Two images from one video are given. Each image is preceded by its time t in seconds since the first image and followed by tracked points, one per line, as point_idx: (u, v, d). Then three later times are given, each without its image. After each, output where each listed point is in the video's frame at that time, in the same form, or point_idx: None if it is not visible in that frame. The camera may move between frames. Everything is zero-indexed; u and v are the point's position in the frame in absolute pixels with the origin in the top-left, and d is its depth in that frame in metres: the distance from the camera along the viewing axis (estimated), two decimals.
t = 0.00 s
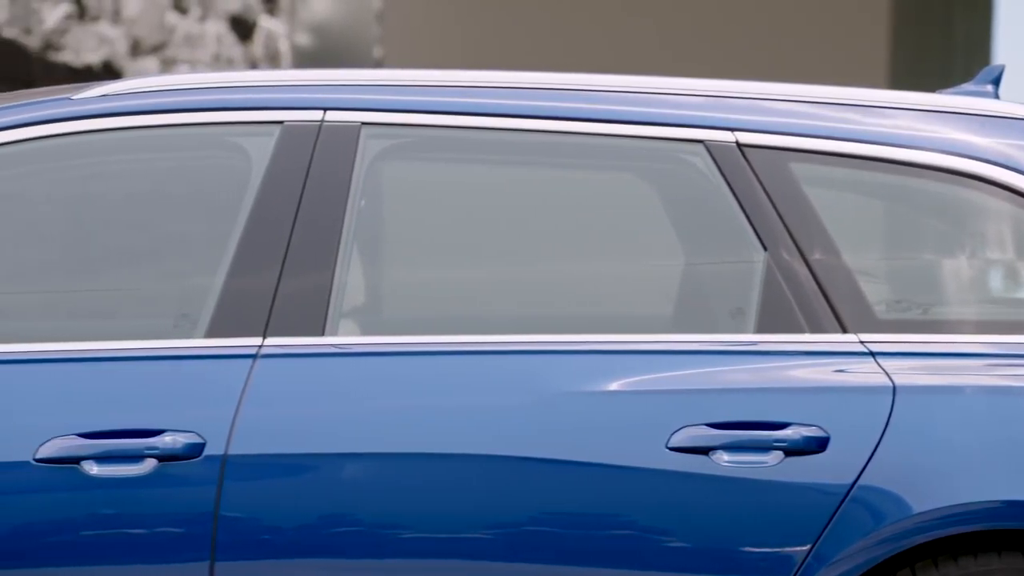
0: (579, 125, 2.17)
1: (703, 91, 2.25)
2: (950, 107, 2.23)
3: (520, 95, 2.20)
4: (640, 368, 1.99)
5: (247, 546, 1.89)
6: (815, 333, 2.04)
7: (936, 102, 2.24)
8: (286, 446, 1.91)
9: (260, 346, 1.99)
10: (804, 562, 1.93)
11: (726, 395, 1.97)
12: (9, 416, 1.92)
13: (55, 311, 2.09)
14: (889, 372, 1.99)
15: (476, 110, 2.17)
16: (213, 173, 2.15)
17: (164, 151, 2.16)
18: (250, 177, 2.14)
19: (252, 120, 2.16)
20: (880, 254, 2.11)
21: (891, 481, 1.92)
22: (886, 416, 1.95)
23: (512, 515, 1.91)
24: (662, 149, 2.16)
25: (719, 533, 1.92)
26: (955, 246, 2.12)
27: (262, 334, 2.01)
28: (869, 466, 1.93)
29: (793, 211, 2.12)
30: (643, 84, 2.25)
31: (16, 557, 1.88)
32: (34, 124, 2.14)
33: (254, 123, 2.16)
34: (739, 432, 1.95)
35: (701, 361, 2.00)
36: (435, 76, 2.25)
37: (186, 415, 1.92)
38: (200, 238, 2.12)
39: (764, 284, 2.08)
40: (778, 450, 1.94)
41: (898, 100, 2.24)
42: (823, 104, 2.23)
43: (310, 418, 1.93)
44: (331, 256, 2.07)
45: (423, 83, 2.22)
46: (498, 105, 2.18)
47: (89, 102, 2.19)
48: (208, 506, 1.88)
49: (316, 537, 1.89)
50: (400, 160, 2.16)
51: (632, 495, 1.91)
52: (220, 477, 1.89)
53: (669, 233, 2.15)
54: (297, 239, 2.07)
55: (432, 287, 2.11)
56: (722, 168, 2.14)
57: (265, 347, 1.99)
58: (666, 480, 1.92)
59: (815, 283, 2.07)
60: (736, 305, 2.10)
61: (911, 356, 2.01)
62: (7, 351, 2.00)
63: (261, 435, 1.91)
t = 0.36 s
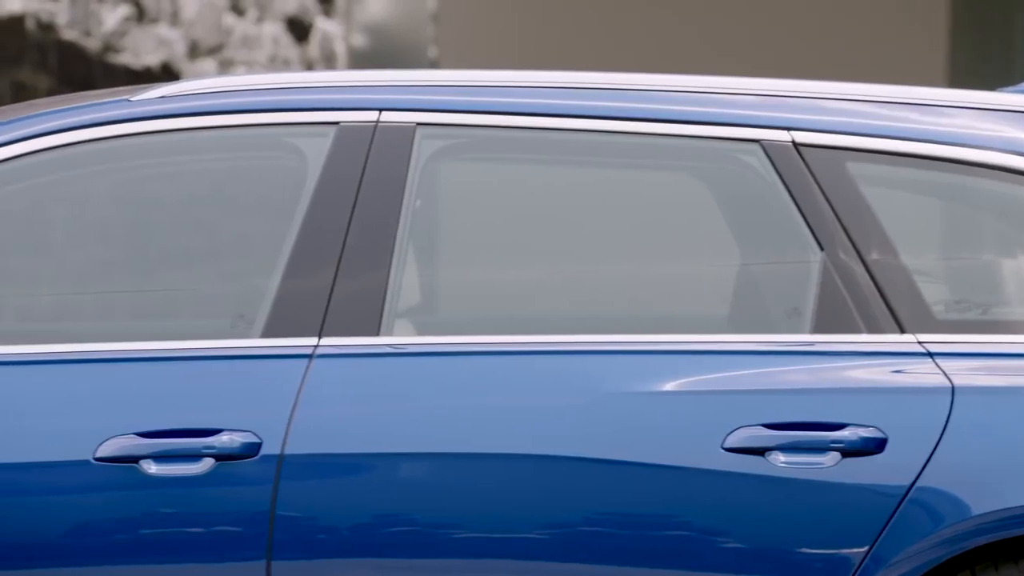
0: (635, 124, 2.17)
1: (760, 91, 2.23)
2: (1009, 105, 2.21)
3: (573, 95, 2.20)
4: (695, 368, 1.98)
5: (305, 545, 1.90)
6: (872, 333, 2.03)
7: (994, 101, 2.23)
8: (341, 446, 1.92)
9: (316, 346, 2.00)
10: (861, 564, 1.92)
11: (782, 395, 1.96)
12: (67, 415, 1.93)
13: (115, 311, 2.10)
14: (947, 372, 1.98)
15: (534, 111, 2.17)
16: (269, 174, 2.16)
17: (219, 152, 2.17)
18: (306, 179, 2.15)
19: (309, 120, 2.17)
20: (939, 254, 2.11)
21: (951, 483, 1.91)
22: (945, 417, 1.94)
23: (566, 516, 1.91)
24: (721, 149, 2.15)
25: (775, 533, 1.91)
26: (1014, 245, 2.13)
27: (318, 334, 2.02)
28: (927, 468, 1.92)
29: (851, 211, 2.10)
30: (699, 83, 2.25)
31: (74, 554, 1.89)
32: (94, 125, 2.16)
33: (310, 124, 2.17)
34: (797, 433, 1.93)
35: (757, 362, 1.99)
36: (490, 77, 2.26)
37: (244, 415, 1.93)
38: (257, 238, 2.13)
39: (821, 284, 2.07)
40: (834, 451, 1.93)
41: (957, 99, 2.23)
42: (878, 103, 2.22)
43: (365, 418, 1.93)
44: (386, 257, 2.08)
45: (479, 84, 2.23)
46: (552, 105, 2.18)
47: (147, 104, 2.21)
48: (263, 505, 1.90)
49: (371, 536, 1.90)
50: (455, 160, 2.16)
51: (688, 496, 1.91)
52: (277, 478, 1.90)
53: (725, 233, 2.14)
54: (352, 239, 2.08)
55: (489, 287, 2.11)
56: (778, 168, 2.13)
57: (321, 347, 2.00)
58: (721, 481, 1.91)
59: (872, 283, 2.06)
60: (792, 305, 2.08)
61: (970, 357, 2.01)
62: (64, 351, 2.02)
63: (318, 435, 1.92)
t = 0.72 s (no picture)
0: (694, 124, 2.16)
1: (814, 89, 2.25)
2: None
3: (631, 95, 2.20)
4: (753, 368, 1.97)
5: (364, 545, 1.90)
6: (932, 333, 2.03)
7: None
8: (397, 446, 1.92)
9: (372, 347, 2.00)
10: (921, 565, 1.90)
11: (841, 396, 1.95)
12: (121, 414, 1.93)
13: (175, 310, 2.12)
14: (1008, 373, 1.97)
15: (590, 111, 2.17)
16: (326, 176, 2.17)
17: (277, 153, 2.18)
18: (362, 179, 2.16)
19: (365, 120, 2.17)
20: (998, 253, 2.11)
21: (1013, 487, 1.90)
22: (1005, 419, 1.93)
23: (624, 516, 1.90)
24: (779, 149, 2.15)
25: (834, 535, 1.90)
26: None
27: (374, 334, 2.02)
28: (987, 471, 1.90)
29: (910, 212, 2.10)
30: (755, 82, 2.25)
31: (131, 553, 1.89)
32: (151, 126, 2.17)
33: (367, 125, 2.17)
34: (856, 434, 1.92)
35: (816, 362, 1.98)
36: (546, 77, 2.27)
37: (300, 414, 1.93)
38: (315, 238, 2.14)
39: (878, 284, 2.08)
40: (893, 452, 1.91)
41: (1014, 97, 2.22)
42: (934, 101, 2.22)
43: (421, 418, 1.93)
44: (441, 257, 2.08)
45: (536, 84, 2.23)
46: (610, 104, 2.18)
47: (203, 105, 2.21)
48: (320, 505, 1.90)
49: (427, 536, 1.90)
50: (512, 160, 2.17)
51: (745, 496, 1.90)
52: (333, 477, 1.90)
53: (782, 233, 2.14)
54: (409, 240, 2.09)
55: (548, 287, 2.11)
56: (836, 168, 2.13)
57: (376, 348, 2.00)
58: (780, 481, 1.90)
59: (931, 284, 2.06)
60: (850, 305, 2.09)
61: None
62: (114, 351, 2.01)
63: (373, 436, 1.92)
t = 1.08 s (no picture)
0: (748, 124, 2.17)
1: (867, 88, 2.25)
2: None
3: (685, 95, 2.21)
4: (808, 369, 1.97)
5: (416, 544, 1.88)
6: (989, 333, 2.01)
7: None
8: (449, 446, 1.91)
9: (423, 347, 2.00)
10: (979, 568, 1.87)
11: (896, 396, 1.94)
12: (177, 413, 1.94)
13: (230, 310, 2.15)
14: None
15: (642, 111, 2.18)
16: (377, 176, 2.19)
17: (338, 153, 2.19)
18: (415, 179, 2.16)
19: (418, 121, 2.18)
20: None
21: None
22: None
23: (679, 516, 1.88)
24: (834, 148, 2.15)
25: (890, 536, 1.87)
26: None
27: (426, 334, 2.01)
28: None
29: (967, 211, 2.09)
30: (808, 83, 2.26)
31: (185, 551, 1.88)
32: (202, 129, 2.17)
33: (420, 125, 2.18)
34: (912, 435, 1.91)
35: (870, 363, 1.98)
36: (600, 78, 2.28)
37: (353, 414, 1.93)
38: (368, 239, 2.15)
39: (934, 284, 2.07)
40: (950, 453, 1.90)
41: None
42: (988, 100, 2.23)
43: (473, 419, 1.93)
44: (492, 257, 2.07)
45: (589, 84, 2.24)
46: (664, 104, 2.19)
47: (252, 107, 2.21)
48: (372, 505, 1.89)
49: (479, 536, 1.88)
50: (565, 160, 2.18)
51: (799, 496, 1.88)
52: (387, 475, 1.90)
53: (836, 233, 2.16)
54: (460, 241, 2.08)
55: (604, 286, 2.11)
56: (891, 166, 2.13)
57: (428, 348, 2.00)
58: (834, 482, 1.89)
59: (989, 284, 2.04)
60: (906, 306, 2.09)
61: None
62: (163, 351, 2.02)
63: (425, 436, 1.91)
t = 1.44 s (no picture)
0: (804, 123, 2.16)
1: (925, 87, 2.24)
2: None
3: (740, 95, 2.21)
4: (865, 369, 1.96)
5: (470, 544, 1.88)
6: None
7: None
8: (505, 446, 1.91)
9: (478, 347, 2.00)
10: None
11: (954, 396, 1.93)
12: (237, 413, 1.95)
13: (286, 310, 2.16)
14: None
15: (699, 110, 2.18)
16: (432, 176, 2.19)
17: (391, 153, 2.19)
18: (470, 179, 2.17)
19: (473, 121, 2.18)
20: None
21: None
22: None
23: (735, 518, 1.87)
24: (891, 147, 2.15)
25: (949, 537, 1.86)
26: None
27: (481, 334, 2.02)
28: None
29: None
30: (864, 82, 2.25)
31: (244, 550, 1.89)
32: (259, 129, 2.18)
33: (475, 126, 2.18)
34: (971, 436, 1.90)
35: (928, 364, 1.97)
36: (655, 79, 2.28)
37: (410, 414, 1.94)
38: (424, 239, 2.16)
39: (994, 284, 2.06)
40: (1010, 454, 1.89)
41: None
42: None
43: (528, 419, 1.93)
44: (546, 257, 2.07)
45: (644, 85, 2.24)
46: (719, 104, 2.19)
47: (309, 108, 2.22)
48: (428, 505, 1.89)
49: (534, 536, 1.88)
50: (622, 160, 2.18)
51: (856, 497, 1.88)
52: (441, 475, 1.90)
53: (892, 232, 2.14)
54: (515, 241, 2.08)
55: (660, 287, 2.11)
56: (950, 166, 2.12)
57: (484, 348, 2.00)
58: (891, 483, 1.88)
59: None
60: (963, 306, 2.07)
61: None
62: (220, 351, 2.04)
63: (480, 435, 1.92)
